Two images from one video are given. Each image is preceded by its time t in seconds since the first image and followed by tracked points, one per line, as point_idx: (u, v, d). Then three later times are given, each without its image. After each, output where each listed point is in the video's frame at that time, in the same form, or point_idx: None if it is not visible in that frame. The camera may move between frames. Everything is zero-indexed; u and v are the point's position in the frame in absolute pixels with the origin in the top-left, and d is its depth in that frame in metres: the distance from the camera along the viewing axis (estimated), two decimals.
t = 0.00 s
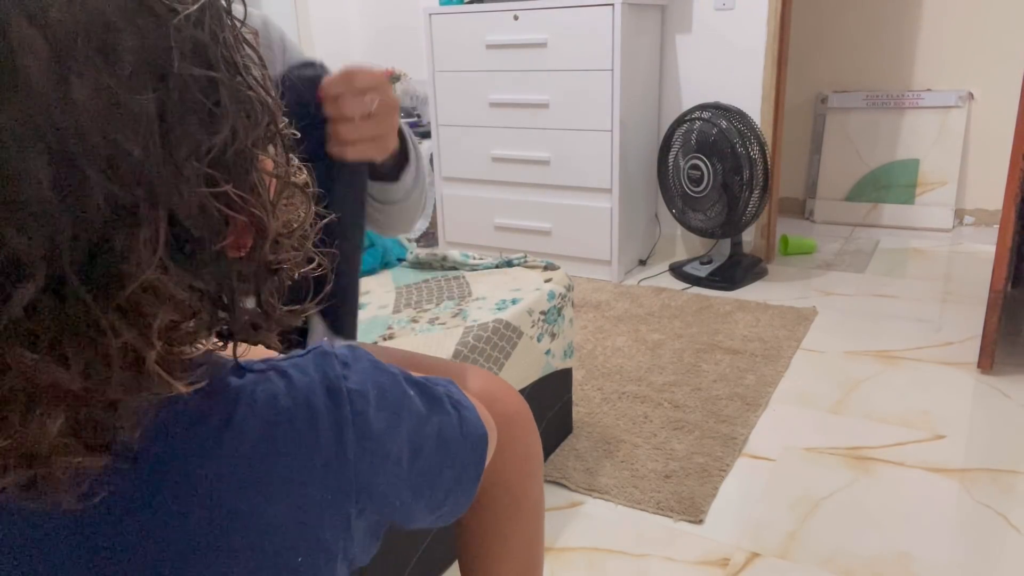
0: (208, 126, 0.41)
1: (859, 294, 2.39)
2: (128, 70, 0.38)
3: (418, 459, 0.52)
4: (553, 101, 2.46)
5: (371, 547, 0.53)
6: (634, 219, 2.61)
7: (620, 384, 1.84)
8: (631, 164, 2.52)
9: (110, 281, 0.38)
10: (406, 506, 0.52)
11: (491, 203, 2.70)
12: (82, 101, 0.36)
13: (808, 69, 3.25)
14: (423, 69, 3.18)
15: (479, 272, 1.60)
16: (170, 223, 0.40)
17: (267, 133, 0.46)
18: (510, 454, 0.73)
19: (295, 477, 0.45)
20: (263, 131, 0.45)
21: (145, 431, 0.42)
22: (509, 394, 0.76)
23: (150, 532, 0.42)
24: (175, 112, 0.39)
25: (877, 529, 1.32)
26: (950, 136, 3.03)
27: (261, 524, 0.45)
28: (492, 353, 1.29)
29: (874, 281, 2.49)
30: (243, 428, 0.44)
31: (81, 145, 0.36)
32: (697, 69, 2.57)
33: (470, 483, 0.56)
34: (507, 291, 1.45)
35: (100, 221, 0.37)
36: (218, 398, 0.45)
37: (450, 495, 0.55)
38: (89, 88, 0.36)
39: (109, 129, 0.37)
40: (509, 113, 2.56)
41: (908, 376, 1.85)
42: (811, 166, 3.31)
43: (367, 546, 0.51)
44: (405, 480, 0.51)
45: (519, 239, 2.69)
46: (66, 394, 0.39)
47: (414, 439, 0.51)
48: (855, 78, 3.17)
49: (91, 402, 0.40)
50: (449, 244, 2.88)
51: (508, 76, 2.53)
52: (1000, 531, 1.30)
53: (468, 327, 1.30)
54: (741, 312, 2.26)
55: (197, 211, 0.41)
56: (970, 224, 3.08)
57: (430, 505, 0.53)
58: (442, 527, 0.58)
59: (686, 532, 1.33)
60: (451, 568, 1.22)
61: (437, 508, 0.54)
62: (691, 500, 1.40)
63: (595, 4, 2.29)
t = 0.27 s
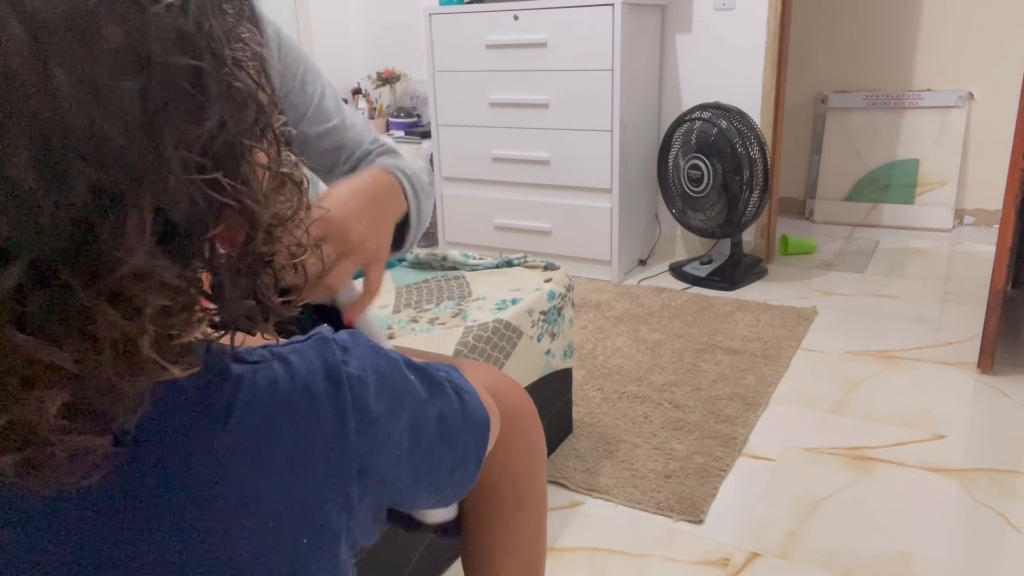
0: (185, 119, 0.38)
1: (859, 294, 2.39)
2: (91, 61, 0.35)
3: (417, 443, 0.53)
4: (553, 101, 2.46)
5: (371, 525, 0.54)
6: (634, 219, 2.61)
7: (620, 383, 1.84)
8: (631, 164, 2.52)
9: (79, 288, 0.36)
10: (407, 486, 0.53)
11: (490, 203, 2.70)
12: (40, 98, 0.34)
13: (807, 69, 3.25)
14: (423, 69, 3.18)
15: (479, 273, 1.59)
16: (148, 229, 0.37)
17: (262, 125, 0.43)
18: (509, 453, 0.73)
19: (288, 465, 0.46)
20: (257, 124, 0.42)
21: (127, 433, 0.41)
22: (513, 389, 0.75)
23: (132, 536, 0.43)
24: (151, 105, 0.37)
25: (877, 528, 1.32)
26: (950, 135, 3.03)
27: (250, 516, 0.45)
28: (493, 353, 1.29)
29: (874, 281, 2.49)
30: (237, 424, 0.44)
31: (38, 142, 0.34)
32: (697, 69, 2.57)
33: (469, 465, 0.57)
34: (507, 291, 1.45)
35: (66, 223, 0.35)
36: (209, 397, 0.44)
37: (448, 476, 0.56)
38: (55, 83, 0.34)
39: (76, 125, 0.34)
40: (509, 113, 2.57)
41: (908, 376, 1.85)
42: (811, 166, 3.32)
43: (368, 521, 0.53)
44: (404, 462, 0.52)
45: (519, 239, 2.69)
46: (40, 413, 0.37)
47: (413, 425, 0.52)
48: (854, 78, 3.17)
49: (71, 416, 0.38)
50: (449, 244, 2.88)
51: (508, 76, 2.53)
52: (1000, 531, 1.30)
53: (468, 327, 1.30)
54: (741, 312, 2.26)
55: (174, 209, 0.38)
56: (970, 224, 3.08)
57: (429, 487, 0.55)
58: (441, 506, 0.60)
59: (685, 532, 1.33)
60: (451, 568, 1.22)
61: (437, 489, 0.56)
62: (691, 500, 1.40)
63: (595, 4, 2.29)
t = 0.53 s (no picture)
0: (136, 114, 0.38)
1: (859, 294, 2.38)
2: (35, 56, 0.36)
3: (413, 442, 0.52)
4: (553, 101, 2.46)
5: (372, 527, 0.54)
6: (634, 219, 2.61)
7: (620, 384, 1.84)
8: (631, 163, 2.51)
9: (7, 275, 0.37)
10: (403, 486, 0.52)
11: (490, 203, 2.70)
12: None
13: (807, 69, 3.25)
14: (423, 70, 3.18)
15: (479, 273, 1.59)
16: (93, 224, 0.37)
17: (236, 126, 0.42)
18: (513, 454, 0.72)
19: (280, 462, 0.45)
20: (230, 127, 0.42)
21: (86, 425, 0.41)
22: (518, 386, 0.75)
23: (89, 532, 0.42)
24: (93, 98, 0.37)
25: (876, 528, 1.32)
26: (950, 135, 3.03)
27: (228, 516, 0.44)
28: (493, 353, 1.29)
29: (874, 281, 2.49)
30: (235, 420, 0.44)
31: None
32: (697, 70, 2.57)
33: (465, 461, 0.57)
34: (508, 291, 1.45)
35: None
36: (195, 396, 0.43)
37: (443, 474, 0.55)
38: None
39: (14, 118, 0.36)
40: (509, 113, 2.56)
41: (908, 376, 1.85)
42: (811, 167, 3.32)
43: (367, 525, 0.52)
44: (400, 462, 0.51)
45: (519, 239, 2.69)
46: None
47: (408, 424, 0.51)
48: (854, 78, 3.17)
49: (19, 400, 0.40)
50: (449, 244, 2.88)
51: (508, 76, 2.53)
52: (999, 531, 1.30)
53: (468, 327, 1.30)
54: (741, 312, 2.26)
55: (117, 206, 0.37)
56: (970, 224, 3.08)
57: (424, 485, 0.54)
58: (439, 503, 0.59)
59: (686, 532, 1.33)
60: (451, 567, 1.23)
61: (432, 486, 0.55)
62: (691, 500, 1.40)
63: (595, 4, 2.29)
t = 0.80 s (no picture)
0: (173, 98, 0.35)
1: (859, 294, 2.38)
2: (80, 53, 0.33)
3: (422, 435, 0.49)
4: (553, 101, 2.46)
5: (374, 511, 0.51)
6: (633, 219, 2.61)
7: (620, 384, 1.84)
8: (631, 163, 2.51)
9: (35, 268, 0.33)
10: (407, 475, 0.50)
11: (490, 203, 2.70)
12: None
13: (808, 69, 3.25)
14: (423, 70, 3.18)
15: (478, 273, 1.59)
16: (133, 214, 0.34)
17: (266, 112, 0.39)
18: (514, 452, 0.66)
19: (296, 480, 0.41)
20: (259, 118, 0.39)
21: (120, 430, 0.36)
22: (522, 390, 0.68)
23: (115, 549, 0.37)
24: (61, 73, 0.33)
25: (876, 528, 1.32)
26: (950, 136, 3.03)
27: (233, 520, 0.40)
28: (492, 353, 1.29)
29: (874, 281, 2.49)
30: (260, 425, 0.39)
31: None
32: (697, 69, 2.57)
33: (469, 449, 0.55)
34: (508, 291, 1.45)
35: None
36: (223, 390, 0.39)
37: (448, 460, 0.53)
38: None
39: (45, 97, 0.32)
40: (509, 113, 2.57)
41: (908, 376, 1.85)
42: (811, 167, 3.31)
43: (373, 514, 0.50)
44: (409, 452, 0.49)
45: (519, 239, 2.69)
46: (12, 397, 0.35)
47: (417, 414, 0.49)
48: (854, 78, 3.17)
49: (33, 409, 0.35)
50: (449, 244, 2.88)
51: (508, 76, 2.53)
52: (999, 531, 1.30)
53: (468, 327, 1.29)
54: (741, 312, 2.26)
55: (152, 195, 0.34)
56: (970, 224, 3.08)
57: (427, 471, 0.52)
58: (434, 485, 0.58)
59: (686, 532, 1.33)
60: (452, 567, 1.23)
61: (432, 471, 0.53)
62: (691, 500, 1.40)
63: (594, 4, 2.29)
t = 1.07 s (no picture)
0: (252, 113, 0.32)
1: (859, 294, 2.39)
2: (152, 83, 0.29)
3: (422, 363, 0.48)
4: (553, 101, 2.46)
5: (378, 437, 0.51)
6: (633, 219, 2.61)
7: (620, 384, 1.84)
8: (631, 163, 2.51)
9: (180, 319, 0.30)
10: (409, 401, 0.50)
11: (490, 203, 2.70)
12: None
13: (808, 69, 3.24)
14: (422, 69, 3.19)
15: (478, 273, 1.59)
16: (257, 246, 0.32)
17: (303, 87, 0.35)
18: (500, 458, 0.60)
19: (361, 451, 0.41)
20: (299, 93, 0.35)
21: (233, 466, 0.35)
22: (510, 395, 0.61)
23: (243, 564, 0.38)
24: (112, 113, 0.28)
25: (875, 528, 1.32)
26: (950, 136, 3.03)
27: None
28: (492, 353, 1.29)
29: (874, 281, 2.50)
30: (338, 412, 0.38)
31: None
32: (697, 69, 2.57)
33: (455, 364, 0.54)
34: (508, 291, 1.45)
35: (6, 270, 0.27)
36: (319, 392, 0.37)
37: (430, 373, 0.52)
38: (15, 94, 0.27)
39: (152, 146, 0.28)
40: (509, 113, 2.57)
41: (908, 376, 1.85)
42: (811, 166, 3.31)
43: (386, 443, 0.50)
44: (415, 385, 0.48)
45: (519, 239, 2.69)
46: (130, 463, 0.32)
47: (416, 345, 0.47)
48: (854, 78, 3.17)
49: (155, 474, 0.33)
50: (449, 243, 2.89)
51: (508, 76, 2.53)
52: (999, 531, 1.30)
53: (468, 327, 1.29)
54: (741, 311, 2.26)
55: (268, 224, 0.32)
56: (969, 224, 3.08)
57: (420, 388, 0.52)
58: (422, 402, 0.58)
59: (686, 532, 1.33)
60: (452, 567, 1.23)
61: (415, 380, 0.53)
62: (691, 500, 1.40)
63: (594, 4, 2.29)
